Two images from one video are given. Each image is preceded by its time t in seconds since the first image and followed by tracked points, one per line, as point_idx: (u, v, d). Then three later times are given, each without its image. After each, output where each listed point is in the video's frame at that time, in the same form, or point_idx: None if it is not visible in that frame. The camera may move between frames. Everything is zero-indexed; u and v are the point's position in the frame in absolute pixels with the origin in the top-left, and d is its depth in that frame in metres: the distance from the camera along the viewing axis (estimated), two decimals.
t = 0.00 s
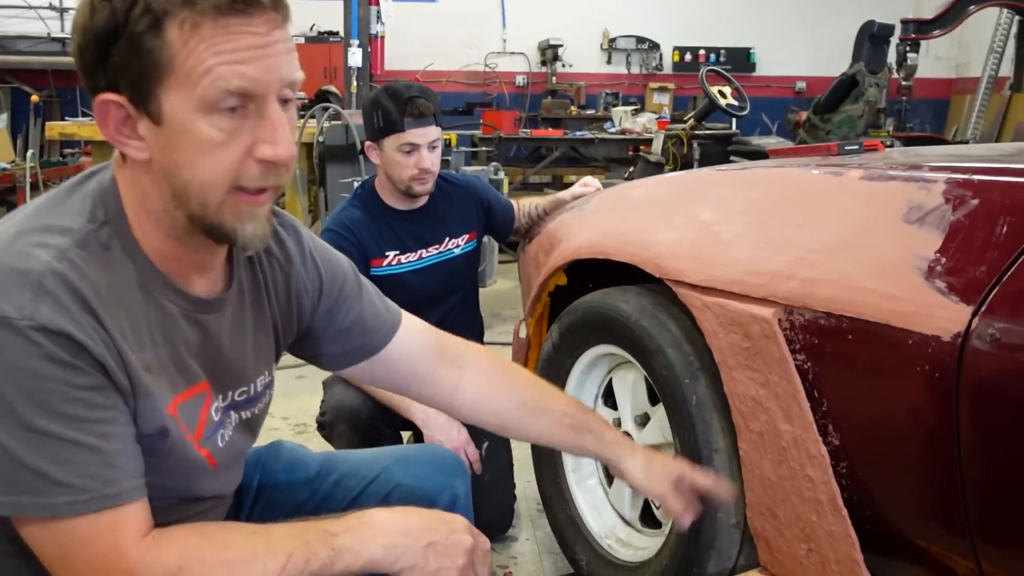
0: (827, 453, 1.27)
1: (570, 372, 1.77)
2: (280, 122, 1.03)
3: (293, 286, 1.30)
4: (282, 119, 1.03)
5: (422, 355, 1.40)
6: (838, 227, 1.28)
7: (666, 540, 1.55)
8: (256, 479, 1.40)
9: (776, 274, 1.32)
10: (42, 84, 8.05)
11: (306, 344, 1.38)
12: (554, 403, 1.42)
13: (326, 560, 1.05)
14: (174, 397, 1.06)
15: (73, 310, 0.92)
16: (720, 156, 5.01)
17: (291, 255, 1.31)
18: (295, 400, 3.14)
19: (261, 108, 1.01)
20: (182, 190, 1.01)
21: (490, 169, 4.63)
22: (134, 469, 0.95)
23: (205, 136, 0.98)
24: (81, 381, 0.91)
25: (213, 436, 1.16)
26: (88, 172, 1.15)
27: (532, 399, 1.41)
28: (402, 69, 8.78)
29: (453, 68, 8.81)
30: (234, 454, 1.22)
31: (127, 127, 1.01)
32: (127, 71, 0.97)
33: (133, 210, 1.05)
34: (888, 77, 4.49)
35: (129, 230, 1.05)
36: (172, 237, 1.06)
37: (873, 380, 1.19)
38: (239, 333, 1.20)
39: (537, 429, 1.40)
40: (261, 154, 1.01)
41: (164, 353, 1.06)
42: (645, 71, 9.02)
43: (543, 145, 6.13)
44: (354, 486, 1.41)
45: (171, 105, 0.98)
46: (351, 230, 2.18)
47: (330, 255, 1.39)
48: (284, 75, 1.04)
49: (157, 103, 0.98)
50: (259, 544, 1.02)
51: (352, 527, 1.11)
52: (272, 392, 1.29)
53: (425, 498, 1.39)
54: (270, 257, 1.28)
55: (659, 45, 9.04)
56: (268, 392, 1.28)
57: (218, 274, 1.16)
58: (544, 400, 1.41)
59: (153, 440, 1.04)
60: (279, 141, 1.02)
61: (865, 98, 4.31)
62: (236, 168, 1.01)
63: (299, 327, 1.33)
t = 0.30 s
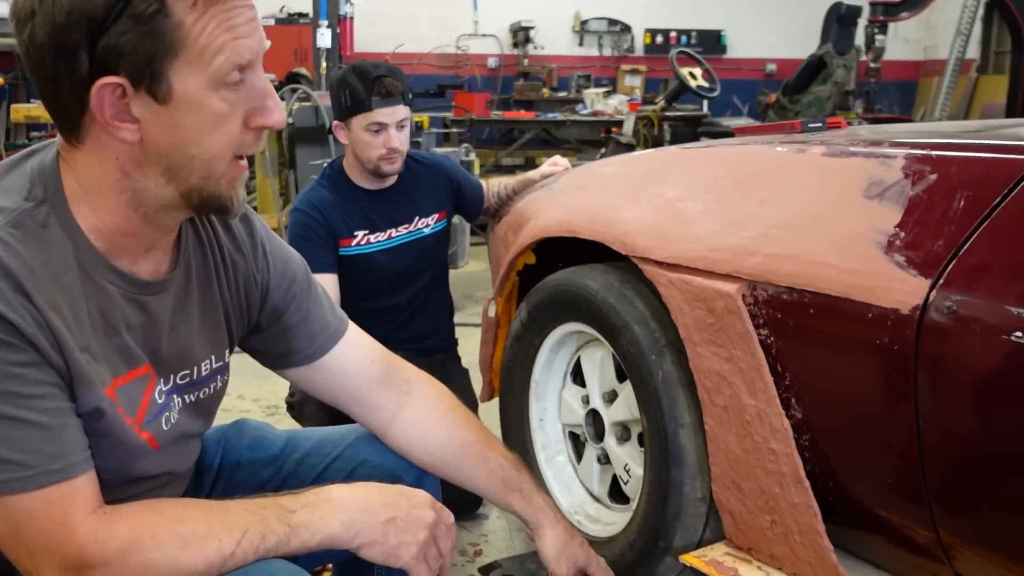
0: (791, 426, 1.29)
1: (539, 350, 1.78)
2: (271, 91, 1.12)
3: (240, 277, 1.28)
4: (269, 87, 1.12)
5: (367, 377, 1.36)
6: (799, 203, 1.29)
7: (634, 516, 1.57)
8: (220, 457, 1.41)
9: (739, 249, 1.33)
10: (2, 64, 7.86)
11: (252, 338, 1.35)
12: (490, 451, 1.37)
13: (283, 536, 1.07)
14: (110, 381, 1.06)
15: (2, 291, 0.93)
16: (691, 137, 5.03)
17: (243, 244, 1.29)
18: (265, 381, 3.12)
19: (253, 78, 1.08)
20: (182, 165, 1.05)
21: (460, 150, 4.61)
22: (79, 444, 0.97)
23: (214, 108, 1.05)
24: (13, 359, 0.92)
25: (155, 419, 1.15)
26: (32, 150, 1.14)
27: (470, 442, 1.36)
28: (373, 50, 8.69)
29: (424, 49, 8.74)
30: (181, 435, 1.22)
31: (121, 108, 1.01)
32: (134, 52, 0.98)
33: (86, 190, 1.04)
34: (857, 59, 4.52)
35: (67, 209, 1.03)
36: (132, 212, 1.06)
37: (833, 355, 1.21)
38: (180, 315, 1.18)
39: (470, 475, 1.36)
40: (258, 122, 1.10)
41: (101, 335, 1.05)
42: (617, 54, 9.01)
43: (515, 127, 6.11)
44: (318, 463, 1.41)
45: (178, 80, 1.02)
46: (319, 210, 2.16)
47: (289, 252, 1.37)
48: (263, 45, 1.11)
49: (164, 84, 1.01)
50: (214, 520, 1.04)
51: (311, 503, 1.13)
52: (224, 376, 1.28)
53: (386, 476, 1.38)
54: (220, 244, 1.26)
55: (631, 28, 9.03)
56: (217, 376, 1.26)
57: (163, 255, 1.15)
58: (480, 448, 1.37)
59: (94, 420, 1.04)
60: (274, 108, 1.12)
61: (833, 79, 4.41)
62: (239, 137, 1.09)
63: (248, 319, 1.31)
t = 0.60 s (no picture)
0: (757, 400, 1.31)
1: (509, 328, 1.78)
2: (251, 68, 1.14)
3: (198, 248, 1.26)
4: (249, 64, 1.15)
5: (325, 345, 1.35)
6: (766, 179, 1.30)
7: (604, 492, 1.58)
8: (183, 433, 1.39)
9: (707, 225, 1.34)
10: None
11: (211, 311, 1.33)
12: (454, 413, 1.38)
13: (255, 509, 1.06)
14: (82, 355, 1.04)
15: None
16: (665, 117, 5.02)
17: (199, 215, 1.27)
18: (237, 362, 3.10)
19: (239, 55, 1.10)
20: (175, 142, 1.06)
21: (432, 129, 4.57)
22: (55, 417, 0.95)
23: (210, 87, 1.06)
24: None
25: (126, 395, 1.14)
26: None
27: (433, 403, 1.37)
28: (345, 29, 8.57)
29: (397, 29, 8.64)
30: (151, 410, 1.21)
31: (123, 89, 0.99)
32: (145, 36, 0.98)
33: (62, 162, 1.02)
34: (829, 39, 4.53)
35: (34, 181, 1.01)
36: (113, 186, 1.05)
37: (797, 330, 1.22)
38: (144, 287, 1.17)
39: (436, 439, 1.36)
40: (240, 98, 1.12)
41: (71, 309, 1.03)
42: (591, 34, 8.97)
43: (489, 107, 6.08)
44: (283, 438, 1.39)
45: (182, 62, 1.02)
46: (289, 189, 2.14)
47: (244, 223, 1.36)
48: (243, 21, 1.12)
49: (171, 67, 1.01)
50: (188, 493, 1.03)
51: (283, 477, 1.11)
52: (188, 349, 1.27)
53: (353, 447, 1.36)
54: (179, 214, 1.24)
55: (606, 7, 8.99)
56: (182, 348, 1.25)
57: (129, 227, 1.13)
58: (444, 410, 1.38)
59: (66, 395, 1.03)
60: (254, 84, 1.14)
61: (806, 59, 4.39)
62: (227, 113, 1.11)
63: (209, 290, 1.29)
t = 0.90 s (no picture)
0: (727, 375, 1.32)
1: (483, 305, 1.78)
2: (218, 40, 1.11)
3: (165, 221, 1.25)
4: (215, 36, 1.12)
5: (296, 318, 1.34)
6: (736, 155, 1.30)
7: (577, 468, 1.59)
8: (153, 407, 1.38)
9: (679, 202, 1.34)
10: None
11: (180, 285, 1.32)
12: (425, 388, 1.38)
13: (225, 481, 1.05)
14: (49, 329, 1.03)
15: None
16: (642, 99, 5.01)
17: (166, 188, 1.25)
18: (211, 342, 3.07)
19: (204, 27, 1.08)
20: (141, 114, 1.04)
21: (408, 108, 4.52)
22: (21, 389, 0.94)
23: (177, 59, 1.04)
24: None
25: (94, 368, 1.13)
26: None
27: (404, 377, 1.37)
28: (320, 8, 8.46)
29: (374, 8, 8.54)
30: (120, 384, 1.20)
31: (89, 60, 0.97)
32: (111, 5, 0.95)
33: (27, 135, 0.99)
34: (804, 20, 4.54)
35: None
36: (78, 157, 1.03)
37: (766, 306, 1.23)
38: (112, 261, 1.16)
39: (407, 411, 1.35)
40: (207, 70, 1.10)
41: (36, 281, 1.02)
42: (569, 14, 8.92)
43: (466, 88, 6.03)
44: (254, 411, 1.39)
45: (149, 34, 1.00)
46: (262, 167, 2.11)
47: (210, 195, 1.34)
48: None
49: (137, 37, 0.99)
50: (158, 465, 1.02)
51: (253, 449, 1.10)
52: (157, 323, 1.26)
53: (324, 421, 1.35)
54: (145, 188, 1.22)
55: None
56: (151, 322, 1.24)
57: (95, 200, 1.12)
58: (415, 386, 1.37)
59: (29, 366, 1.02)
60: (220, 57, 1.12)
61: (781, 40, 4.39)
62: (193, 86, 1.09)
63: (177, 264, 1.28)
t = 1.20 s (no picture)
0: (704, 353, 1.33)
1: (463, 285, 1.78)
2: (194, 17, 1.10)
3: (139, 196, 1.23)
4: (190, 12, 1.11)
5: (267, 292, 1.34)
6: (715, 134, 1.30)
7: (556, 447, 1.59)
8: (127, 384, 1.36)
9: (657, 180, 1.35)
10: None
11: (152, 260, 1.31)
12: (399, 357, 1.38)
13: (204, 458, 1.04)
14: (27, 304, 1.01)
15: None
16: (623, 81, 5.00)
17: (139, 162, 1.24)
18: (189, 324, 3.05)
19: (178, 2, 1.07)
20: (119, 91, 1.03)
21: (389, 89, 4.48)
22: None
23: (155, 36, 1.03)
24: None
25: (70, 344, 1.11)
26: None
27: (377, 348, 1.37)
28: None
29: None
30: (94, 360, 1.18)
31: (70, 34, 0.95)
32: None
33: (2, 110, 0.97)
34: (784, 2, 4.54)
35: None
36: (53, 131, 1.01)
37: (743, 285, 1.24)
38: (86, 235, 1.14)
39: (382, 381, 1.36)
40: (183, 45, 1.09)
41: (13, 256, 1.00)
42: None
43: (446, 68, 5.99)
44: (229, 385, 1.38)
45: (130, 10, 0.99)
46: (240, 146, 2.08)
47: (182, 169, 1.33)
48: None
49: (119, 12, 0.98)
50: (136, 441, 1.01)
51: (232, 427, 1.09)
52: (130, 298, 1.24)
53: (299, 395, 1.34)
54: (118, 162, 1.20)
55: None
56: (125, 296, 1.23)
57: (68, 172, 1.10)
58: (389, 354, 1.38)
59: (8, 343, 1.00)
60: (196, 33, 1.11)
61: (761, 22, 4.40)
62: (168, 61, 1.08)
63: (150, 239, 1.26)
